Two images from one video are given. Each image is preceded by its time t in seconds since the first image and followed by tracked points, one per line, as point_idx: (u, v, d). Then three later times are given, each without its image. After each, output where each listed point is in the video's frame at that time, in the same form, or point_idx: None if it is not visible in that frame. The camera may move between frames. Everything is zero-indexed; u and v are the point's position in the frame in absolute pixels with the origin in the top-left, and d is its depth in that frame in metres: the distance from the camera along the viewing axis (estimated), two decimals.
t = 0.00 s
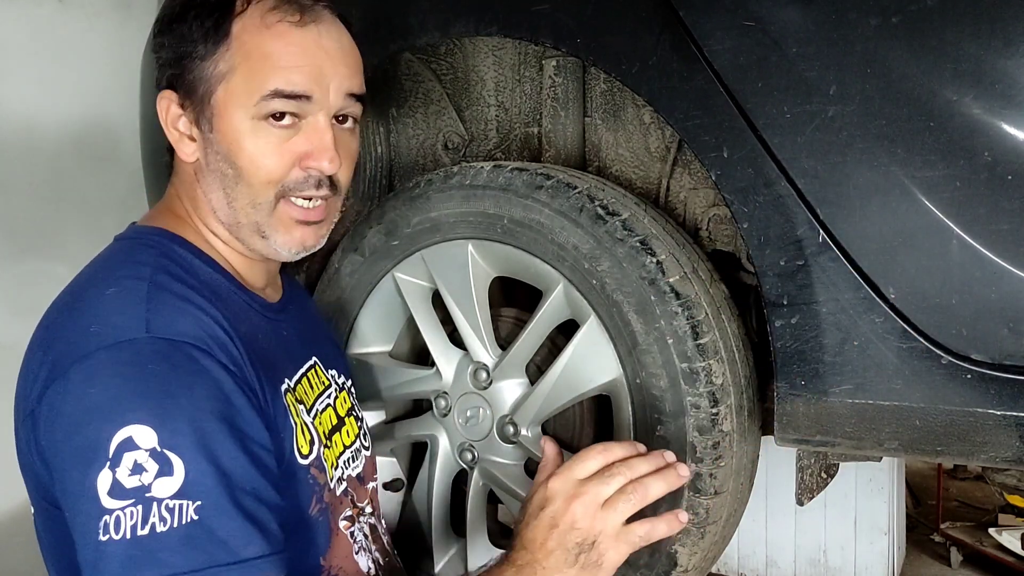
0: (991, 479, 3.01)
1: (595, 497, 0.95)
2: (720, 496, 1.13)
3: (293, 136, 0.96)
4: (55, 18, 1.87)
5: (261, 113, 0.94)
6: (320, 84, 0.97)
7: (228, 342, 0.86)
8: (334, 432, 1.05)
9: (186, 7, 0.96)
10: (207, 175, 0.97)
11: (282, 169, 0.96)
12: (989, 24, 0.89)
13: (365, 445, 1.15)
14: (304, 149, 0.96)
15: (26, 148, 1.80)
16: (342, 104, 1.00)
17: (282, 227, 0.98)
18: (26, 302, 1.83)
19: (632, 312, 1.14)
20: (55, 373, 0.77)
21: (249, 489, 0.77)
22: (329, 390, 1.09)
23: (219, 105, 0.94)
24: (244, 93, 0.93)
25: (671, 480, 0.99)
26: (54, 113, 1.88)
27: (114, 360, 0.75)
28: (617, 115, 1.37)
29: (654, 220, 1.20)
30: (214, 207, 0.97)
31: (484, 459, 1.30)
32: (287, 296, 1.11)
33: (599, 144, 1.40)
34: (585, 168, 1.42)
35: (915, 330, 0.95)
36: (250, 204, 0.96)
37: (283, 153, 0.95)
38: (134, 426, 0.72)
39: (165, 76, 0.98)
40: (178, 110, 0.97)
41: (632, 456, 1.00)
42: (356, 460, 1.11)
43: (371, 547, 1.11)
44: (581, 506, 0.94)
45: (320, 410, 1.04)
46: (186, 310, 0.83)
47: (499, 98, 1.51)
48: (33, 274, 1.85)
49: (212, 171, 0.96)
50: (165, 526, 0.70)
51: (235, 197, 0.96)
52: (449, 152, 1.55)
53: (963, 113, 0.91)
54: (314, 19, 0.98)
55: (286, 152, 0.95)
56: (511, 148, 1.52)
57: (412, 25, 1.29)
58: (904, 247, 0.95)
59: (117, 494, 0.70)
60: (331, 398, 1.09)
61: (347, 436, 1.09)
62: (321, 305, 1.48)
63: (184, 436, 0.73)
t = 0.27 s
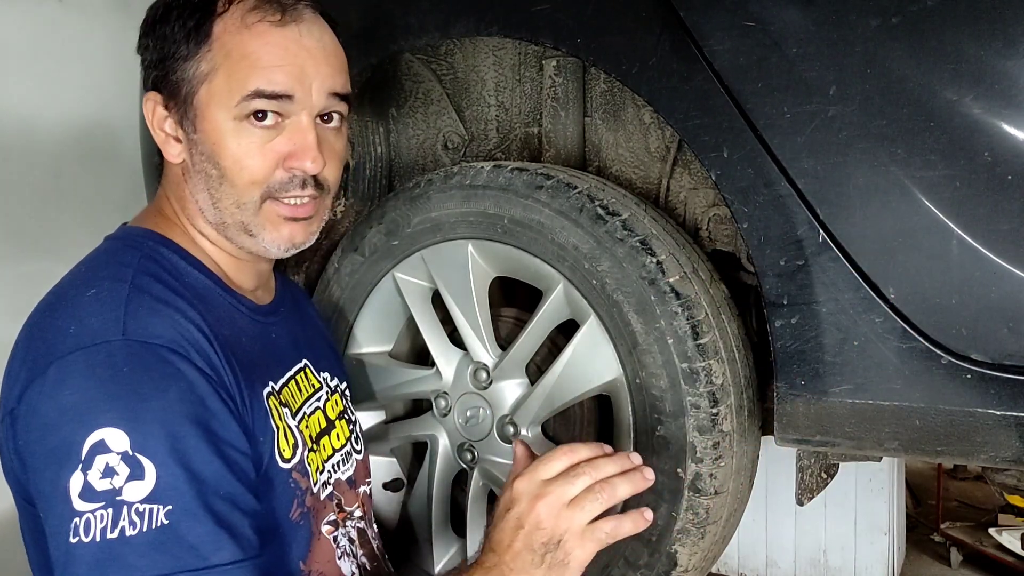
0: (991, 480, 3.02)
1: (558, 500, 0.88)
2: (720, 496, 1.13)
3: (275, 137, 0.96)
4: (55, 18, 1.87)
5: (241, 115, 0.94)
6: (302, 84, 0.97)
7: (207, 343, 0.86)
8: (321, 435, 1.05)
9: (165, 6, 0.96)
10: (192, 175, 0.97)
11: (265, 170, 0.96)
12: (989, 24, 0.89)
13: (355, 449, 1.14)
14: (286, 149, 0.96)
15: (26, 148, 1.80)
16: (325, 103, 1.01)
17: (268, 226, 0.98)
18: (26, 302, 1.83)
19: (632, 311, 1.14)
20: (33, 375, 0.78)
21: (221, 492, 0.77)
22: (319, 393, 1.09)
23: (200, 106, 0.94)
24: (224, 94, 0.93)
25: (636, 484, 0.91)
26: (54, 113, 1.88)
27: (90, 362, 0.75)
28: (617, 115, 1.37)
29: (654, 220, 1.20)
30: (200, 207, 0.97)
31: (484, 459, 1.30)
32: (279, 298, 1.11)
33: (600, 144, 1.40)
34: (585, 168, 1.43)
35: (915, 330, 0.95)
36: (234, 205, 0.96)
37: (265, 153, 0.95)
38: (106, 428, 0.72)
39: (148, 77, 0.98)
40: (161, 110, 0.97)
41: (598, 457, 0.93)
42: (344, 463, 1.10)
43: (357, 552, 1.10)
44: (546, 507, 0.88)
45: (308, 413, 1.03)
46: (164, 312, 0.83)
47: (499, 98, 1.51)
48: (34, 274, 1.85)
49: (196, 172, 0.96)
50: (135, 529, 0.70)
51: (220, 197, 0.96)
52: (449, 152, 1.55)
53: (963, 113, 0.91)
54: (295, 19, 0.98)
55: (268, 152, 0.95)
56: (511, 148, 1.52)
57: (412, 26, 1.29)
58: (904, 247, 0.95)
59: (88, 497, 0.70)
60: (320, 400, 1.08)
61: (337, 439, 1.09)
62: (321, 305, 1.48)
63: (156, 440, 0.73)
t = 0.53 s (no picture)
0: (991, 479, 3.02)
1: (523, 453, 0.91)
2: (720, 496, 1.13)
3: (274, 142, 0.96)
4: (55, 18, 1.87)
5: (240, 119, 0.94)
6: (302, 90, 0.96)
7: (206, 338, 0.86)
8: (319, 434, 1.04)
9: (169, 7, 0.96)
10: (191, 176, 0.97)
11: (264, 175, 0.96)
12: (989, 24, 0.89)
13: (353, 450, 1.14)
14: (284, 154, 0.96)
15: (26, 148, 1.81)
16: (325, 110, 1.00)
17: (266, 230, 0.99)
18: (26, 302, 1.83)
19: (632, 311, 1.14)
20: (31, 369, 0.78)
21: (221, 484, 0.78)
22: (318, 392, 1.08)
23: (200, 107, 0.94)
24: (223, 98, 0.93)
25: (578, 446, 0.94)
26: (54, 112, 1.88)
27: (87, 357, 0.75)
28: (617, 116, 1.37)
29: (654, 220, 1.20)
30: (198, 208, 0.98)
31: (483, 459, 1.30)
32: (280, 298, 1.12)
33: (600, 144, 1.40)
34: (585, 168, 1.43)
35: (915, 330, 0.95)
36: (232, 208, 0.96)
37: (263, 159, 0.95)
38: (105, 423, 0.72)
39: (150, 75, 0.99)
40: (162, 110, 0.98)
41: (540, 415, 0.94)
42: (341, 464, 1.09)
43: (350, 553, 1.09)
44: (514, 459, 0.91)
45: (305, 412, 1.03)
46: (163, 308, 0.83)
47: (499, 98, 1.51)
48: (34, 274, 1.85)
49: (194, 172, 0.96)
50: (138, 523, 0.71)
51: (218, 199, 0.96)
52: (449, 152, 1.55)
53: (963, 113, 0.91)
54: (298, 23, 0.98)
55: (266, 157, 0.95)
56: (511, 148, 1.52)
57: (412, 25, 1.29)
58: (904, 247, 0.95)
59: (89, 492, 0.71)
60: (319, 400, 1.08)
61: (334, 440, 1.08)
62: (321, 305, 1.48)
63: (155, 435, 0.73)
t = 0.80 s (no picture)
0: (991, 479, 3.02)
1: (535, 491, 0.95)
2: (720, 496, 1.13)
3: (300, 138, 0.97)
4: (55, 18, 1.87)
5: (268, 117, 0.94)
6: (325, 86, 0.98)
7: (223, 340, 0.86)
8: (322, 434, 1.05)
9: (184, 7, 0.95)
10: (212, 176, 0.96)
11: (291, 170, 0.97)
12: (988, 23, 0.89)
13: (354, 450, 1.14)
14: (310, 150, 0.98)
15: (26, 148, 1.81)
16: (344, 104, 1.02)
17: (290, 225, 1.00)
18: (26, 302, 1.83)
19: (632, 312, 1.14)
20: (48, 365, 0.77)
21: (238, 488, 0.78)
22: (320, 393, 1.09)
23: (224, 108, 0.94)
24: (250, 97, 0.93)
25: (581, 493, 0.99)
26: (54, 112, 1.88)
27: (111, 354, 0.75)
28: (617, 115, 1.38)
29: (654, 220, 1.20)
30: (218, 207, 0.97)
31: (483, 459, 1.30)
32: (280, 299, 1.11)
33: (600, 144, 1.40)
34: (585, 168, 1.43)
35: (915, 330, 0.95)
36: (259, 204, 0.97)
37: (290, 155, 0.96)
38: (129, 420, 0.72)
39: (162, 77, 0.98)
40: (178, 112, 0.96)
41: (549, 464, 0.99)
42: (344, 463, 1.10)
43: (354, 552, 1.09)
44: (530, 494, 0.95)
45: (311, 412, 1.03)
46: (183, 309, 0.83)
47: (499, 98, 1.51)
48: (34, 274, 1.85)
49: (217, 172, 0.96)
50: (159, 521, 0.71)
51: (243, 197, 0.96)
52: (449, 152, 1.55)
53: (963, 113, 0.91)
54: (315, 23, 0.99)
55: (293, 153, 0.96)
56: (511, 148, 1.52)
57: (412, 25, 1.29)
58: (904, 247, 0.95)
59: (111, 489, 0.70)
60: (320, 401, 1.08)
61: (336, 440, 1.09)
62: (321, 305, 1.48)
63: (180, 434, 0.73)
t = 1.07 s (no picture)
0: (991, 479, 3.02)
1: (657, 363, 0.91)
2: (721, 497, 1.13)
3: (307, 128, 0.97)
4: (55, 18, 1.87)
5: (275, 107, 0.94)
6: (329, 75, 0.99)
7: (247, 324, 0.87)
8: (333, 425, 1.05)
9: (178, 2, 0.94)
10: (216, 172, 0.97)
11: (298, 161, 0.97)
12: (988, 23, 0.89)
13: (359, 440, 1.15)
14: (317, 139, 0.98)
15: (26, 148, 1.81)
16: (343, 93, 1.03)
17: (294, 217, 1.00)
18: (27, 302, 1.83)
19: (632, 311, 1.14)
20: (90, 378, 0.78)
21: (309, 437, 0.78)
22: (323, 385, 1.08)
23: (229, 102, 0.93)
24: (256, 89, 0.93)
25: (737, 360, 0.94)
26: (54, 112, 1.88)
27: (147, 351, 0.75)
28: (617, 115, 1.38)
29: (654, 220, 1.20)
30: (223, 203, 0.98)
31: (484, 459, 1.30)
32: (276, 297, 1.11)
33: (599, 144, 1.40)
34: (585, 168, 1.43)
35: (915, 330, 0.95)
36: (266, 198, 0.97)
37: (297, 145, 0.96)
38: (188, 401, 0.72)
39: (155, 75, 0.97)
40: (177, 110, 0.95)
41: (698, 324, 0.95)
42: (354, 454, 1.11)
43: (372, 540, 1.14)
44: (649, 355, 0.92)
45: (321, 404, 1.04)
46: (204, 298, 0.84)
47: (499, 98, 1.51)
48: (34, 274, 1.85)
49: (221, 167, 0.96)
50: (249, 482, 0.70)
51: (249, 191, 0.96)
52: (449, 152, 1.55)
53: (963, 113, 0.92)
54: (314, 14, 0.99)
55: (300, 144, 0.97)
56: (511, 148, 1.52)
57: (413, 24, 1.29)
58: (904, 247, 0.95)
59: (191, 468, 0.70)
60: (325, 392, 1.08)
61: (344, 429, 1.10)
62: (322, 305, 1.48)
63: (237, 402, 0.74)
